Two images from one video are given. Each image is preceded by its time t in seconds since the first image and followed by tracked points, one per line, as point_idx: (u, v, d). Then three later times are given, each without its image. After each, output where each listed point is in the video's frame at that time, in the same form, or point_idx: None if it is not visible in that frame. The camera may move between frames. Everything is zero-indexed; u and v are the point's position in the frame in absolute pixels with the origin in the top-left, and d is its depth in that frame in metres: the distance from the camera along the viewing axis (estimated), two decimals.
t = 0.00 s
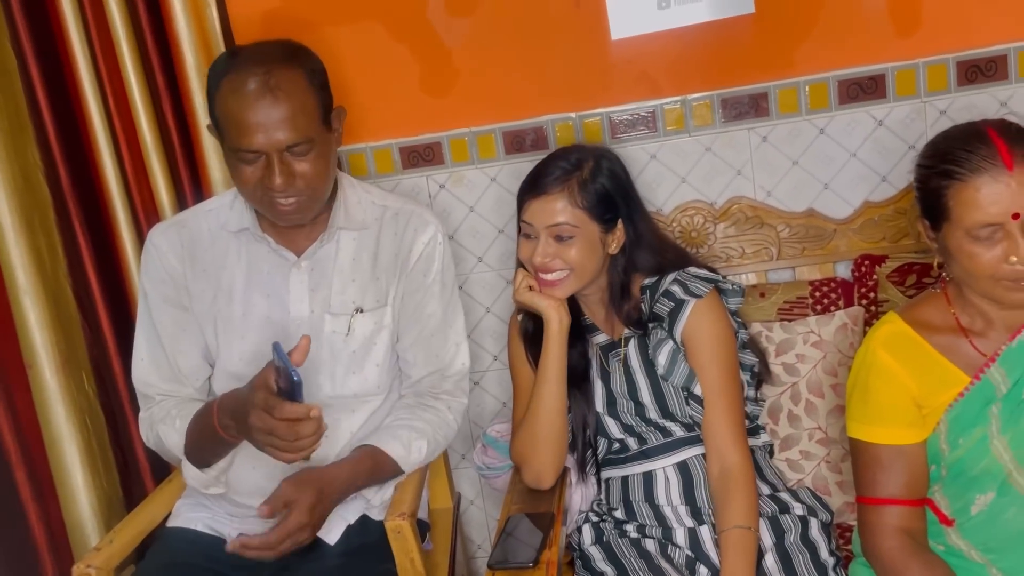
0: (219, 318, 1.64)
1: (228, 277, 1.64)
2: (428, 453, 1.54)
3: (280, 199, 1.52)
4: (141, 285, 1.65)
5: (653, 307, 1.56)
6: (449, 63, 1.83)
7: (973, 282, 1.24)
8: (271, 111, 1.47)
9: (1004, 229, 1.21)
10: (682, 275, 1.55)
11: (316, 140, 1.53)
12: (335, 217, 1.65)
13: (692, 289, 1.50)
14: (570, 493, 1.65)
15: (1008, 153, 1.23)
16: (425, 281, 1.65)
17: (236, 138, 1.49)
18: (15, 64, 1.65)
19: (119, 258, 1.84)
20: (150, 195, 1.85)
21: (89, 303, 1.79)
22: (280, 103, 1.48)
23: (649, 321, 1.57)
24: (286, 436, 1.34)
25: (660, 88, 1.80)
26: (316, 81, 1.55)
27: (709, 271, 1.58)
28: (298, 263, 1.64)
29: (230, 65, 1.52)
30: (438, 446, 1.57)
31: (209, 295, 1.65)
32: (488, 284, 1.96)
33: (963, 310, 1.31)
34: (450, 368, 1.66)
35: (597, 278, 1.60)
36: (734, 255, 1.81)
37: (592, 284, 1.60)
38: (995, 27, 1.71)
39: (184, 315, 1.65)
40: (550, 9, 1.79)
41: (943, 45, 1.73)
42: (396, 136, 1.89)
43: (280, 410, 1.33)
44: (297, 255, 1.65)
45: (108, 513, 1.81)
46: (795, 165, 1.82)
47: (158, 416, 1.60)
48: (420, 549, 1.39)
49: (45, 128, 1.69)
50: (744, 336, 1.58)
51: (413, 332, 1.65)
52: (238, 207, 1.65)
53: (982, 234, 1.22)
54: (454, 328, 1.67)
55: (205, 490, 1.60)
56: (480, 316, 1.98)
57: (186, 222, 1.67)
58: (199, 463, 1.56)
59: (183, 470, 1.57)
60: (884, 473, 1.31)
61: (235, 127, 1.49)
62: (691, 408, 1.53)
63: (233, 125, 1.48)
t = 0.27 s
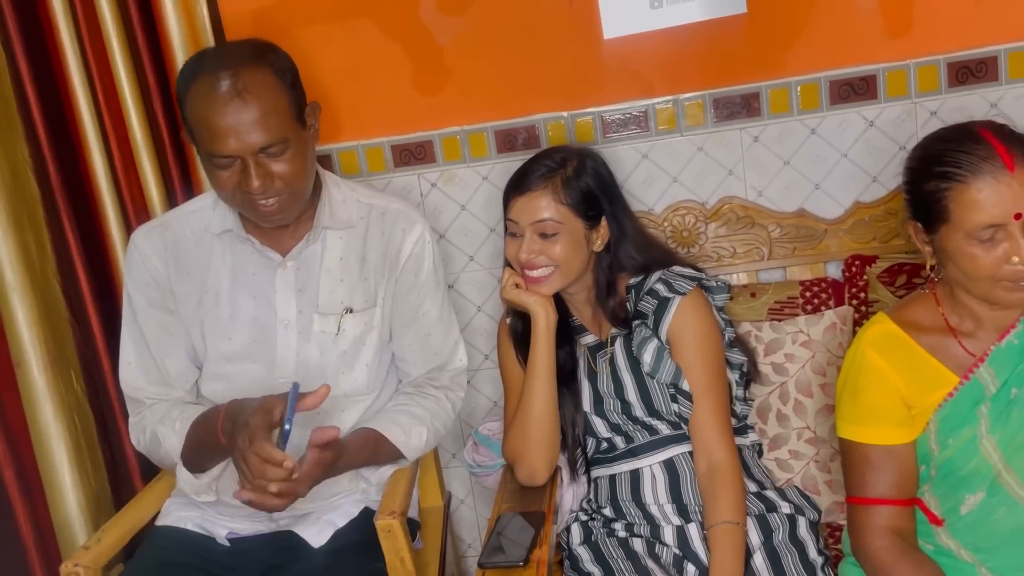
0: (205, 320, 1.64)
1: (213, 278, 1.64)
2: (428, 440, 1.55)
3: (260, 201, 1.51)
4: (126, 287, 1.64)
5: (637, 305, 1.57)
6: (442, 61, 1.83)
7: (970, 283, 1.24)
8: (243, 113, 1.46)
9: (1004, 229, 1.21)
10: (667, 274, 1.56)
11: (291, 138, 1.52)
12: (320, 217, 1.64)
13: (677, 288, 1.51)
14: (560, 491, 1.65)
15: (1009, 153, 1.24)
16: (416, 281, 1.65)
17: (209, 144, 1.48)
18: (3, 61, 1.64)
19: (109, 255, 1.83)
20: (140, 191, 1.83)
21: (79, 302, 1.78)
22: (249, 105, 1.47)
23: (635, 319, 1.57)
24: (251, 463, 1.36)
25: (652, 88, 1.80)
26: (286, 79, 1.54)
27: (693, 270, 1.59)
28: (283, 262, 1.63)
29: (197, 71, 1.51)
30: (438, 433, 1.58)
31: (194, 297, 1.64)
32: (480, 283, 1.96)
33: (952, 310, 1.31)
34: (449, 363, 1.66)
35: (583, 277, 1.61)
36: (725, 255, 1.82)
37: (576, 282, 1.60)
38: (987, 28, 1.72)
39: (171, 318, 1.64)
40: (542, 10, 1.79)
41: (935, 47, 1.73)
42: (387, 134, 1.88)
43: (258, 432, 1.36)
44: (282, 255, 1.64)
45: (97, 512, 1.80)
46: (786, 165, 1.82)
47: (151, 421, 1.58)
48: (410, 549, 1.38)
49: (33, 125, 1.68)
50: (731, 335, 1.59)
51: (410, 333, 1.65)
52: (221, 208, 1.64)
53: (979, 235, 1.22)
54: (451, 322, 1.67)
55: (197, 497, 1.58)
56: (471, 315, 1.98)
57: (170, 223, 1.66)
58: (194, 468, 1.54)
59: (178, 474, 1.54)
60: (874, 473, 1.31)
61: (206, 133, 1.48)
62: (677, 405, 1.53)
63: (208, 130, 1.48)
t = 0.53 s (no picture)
0: (193, 321, 1.63)
1: (201, 278, 1.63)
2: (421, 439, 1.55)
3: (247, 202, 1.51)
4: (114, 288, 1.63)
5: (626, 305, 1.57)
6: (435, 60, 1.83)
7: (962, 285, 1.25)
8: (225, 116, 1.46)
9: (997, 231, 1.22)
10: (656, 273, 1.56)
11: (274, 138, 1.51)
12: (307, 217, 1.63)
13: (666, 289, 1.51)
14: (552, 490, 1.63)
15: (1001, 155, 1.24)
16: (406, 280, 1.65)
17: (194, 148, 1.48)
18: None
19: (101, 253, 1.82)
20: (133, 190, 1.82)
21: (70, 300, 1.77)
22: (232, 108, 1.46)
23: (624, 318, 1.57)
24: (255, 470, 1.38)
25: (645, 88, 1.81)
26: (266, 79, 1.53)
27: (681, 269, 1.59)
28: (270, 262, 1.62)
29: (180, 72, 1.50)
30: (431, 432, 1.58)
31: (182, 298, 1.64)
32: (472, 281, 1.96)
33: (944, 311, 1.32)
34: (441, 362, 1.66)
35: (570, 277, 1.61)
36: (717, 255, 1.82)
37: (564, 282, 1.61)
38: (979, 30, 1.72)
39: (160, 318, 1.64)
40: (535, 10, 1.79)
41: (927, 48, 1.74)
42: (381, 133, 1.88)
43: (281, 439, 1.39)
44: (269, 255, 1.64)
45: (88, 510, 1.80)
46: (778, 165, 1.82)
47: (150, 425, 1.57)
48: (402, 547, 1.38)
49: (26, 122, 1.69)
50: (720, 334, 1.59)
51: (400, 333, 1.65)
52: (208, 209, 1.63)
53: (974, 237, 1.23)
54: (442, 320, 1.67)
55: (195, 501, 1.58)
56: (464, 314, 1.98)
57: (158, 224, 1.65)
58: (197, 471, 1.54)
59: (179, 477, 1.55)
60: (865, 472, 1.32)
61: (190, 138, 1.48)
62: (666, 404, 1.54)
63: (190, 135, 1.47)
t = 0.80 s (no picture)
0: (184, 321, 1.63)
1: (192, 278, 1.63)
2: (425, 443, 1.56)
3: (241, 202, 1.51)
4: (105, 290, 1.63)
5: (621, 304, 1.57)
6: (431, 59, 1.83)
7: (957, 285, 1.25)
8: (222, 114, 1.45)
9: (992, 231, 1.22)
10: (651, 273, 1.56)
11: (269, 139, 1.51)
12: (297, 216, 1.63)
13: (661, 288, 1.51)
14: (547, 489, 1.65)
15: (997, 156, 1.24)
16: (400, 277, 1.65)
17: (189, 146, 1.47)
18: None
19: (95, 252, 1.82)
20: (127, 188, 1.81)
21: (64, 297, 1.77)
22: (229, 107, 1.46)
23: (619, 317, 1.58)
24: (246, 452, 1.37)
25: (640, 88, 1.81)
26: (261, 78, 1.53)
27: (676, 268, 1.60)
28: (260, 261, 1.62)
29: (175, 69, 1.49)
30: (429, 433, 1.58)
31: (173, 298, 1.63)
32: (467, 280, 1.95)
33: (938, 311, 1.32)
34: (435, 360, 1.67)
35: (566, 276, 1.61)
36: (712, 254, 1.82)
37: (559, 281, 1.61)
38: (974, 31, 1.73)
39: (150, 319, 1.63)
40: (530, 9, 1.79)
41: (922, 49, 1.74)
42: (376, 131, 1.88)
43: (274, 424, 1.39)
44: (259, 254, 1.63)
45: (82, 508, 1.79)
46: (773, 165, 1.83)
47: (139, 421, 1.56)
48: (396, 546, 1.38)
49: (20, 120, 1.69)
50: (716, 333, 1.59)
51: (394, 329, 1.66)
52: (198, 208, 1.62)
53: (969, 237, 1.23)
54: (437, 319, 1.67)
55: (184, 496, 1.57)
56: (458, 313, 1.98)
57: (147, 225, 1.64)
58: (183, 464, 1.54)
59: (167, 470, 1.54)
60: (859, 471, 1.32)
61: (185, 138, 1.47)
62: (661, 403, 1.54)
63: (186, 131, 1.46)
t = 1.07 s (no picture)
0: (178, 319, 1.62)
1: (185, 276, 1.62)
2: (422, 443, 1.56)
3: (236, 199, 1.51)
4: (99, 289, 1.63)
5: (616, 302, 1.57)
6: (427, 57, 1.82)
7: (953, 284, 1.25)
8: (218, 110, 1.45)
9: (987, 231, 1.22)
10: (645, 272, 1.56)
11: (265, 136, 1.51)
12: (292, 214, 1.62)
13: (656, 287, 1.51)
14: (542, 489, 1.64)
15: (993, 155, 1.25)
16: (395, 274, 1.66)
17: (184, 142, 1.46)
18: None
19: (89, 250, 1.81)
20: (121, 186, 1.80)
21: (57, 295, 1.76)
22: (226, 105, 1.45)
23: (613, 316, 1.58)
24: (239, 453, 1.37)
25: (636, 87, 1.81)
26: (257, 76, 1.53)
27: (671, 267, 1.60)
28: (254, 259, 1.61)
29: (171, 64, 1.48)
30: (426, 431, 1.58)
31: (166, 296, 1.63)
32: (462, 279, 1.95)
33: (933, 311, 1.33)
34: (429, 359, 1.67)
35: (561, 275, 1.62)
36: (707, 254, 1.82)
37: (555, 280, 1.61)
38: (969, 32, 1.73)
39: (142, 318, 1.63)
40: (526, 8, 1.79)
41: (917, 49, 1.75)
42: (371, 130, 1.88)
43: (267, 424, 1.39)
44: (253, 251, 1.62)
45: (75, 507, 1.79)
46: (769, 165, 1.83)
47: (132, 419, 1.56)
48: (391, 545, 1.38)
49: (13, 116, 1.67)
50: (710, 332, 1.59)
51: (388, 327, 1.66)
52: (192, 205, 1.61)
53: (964, 237, 1.23)
54: (431, 318, 1.67)
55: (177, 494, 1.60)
56: (454, 311, 1.97)
57: (141, 223, 1.64)
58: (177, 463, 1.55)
59: (160, 470, 1.56)
60: (854, 470, 1.32)
61: (181, 135, 1.46)
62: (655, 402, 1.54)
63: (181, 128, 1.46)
